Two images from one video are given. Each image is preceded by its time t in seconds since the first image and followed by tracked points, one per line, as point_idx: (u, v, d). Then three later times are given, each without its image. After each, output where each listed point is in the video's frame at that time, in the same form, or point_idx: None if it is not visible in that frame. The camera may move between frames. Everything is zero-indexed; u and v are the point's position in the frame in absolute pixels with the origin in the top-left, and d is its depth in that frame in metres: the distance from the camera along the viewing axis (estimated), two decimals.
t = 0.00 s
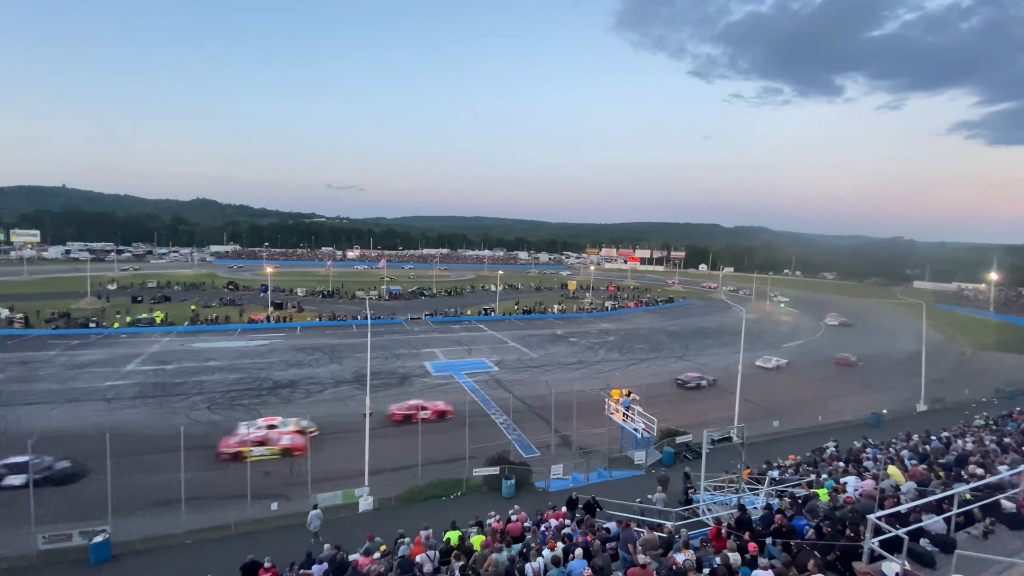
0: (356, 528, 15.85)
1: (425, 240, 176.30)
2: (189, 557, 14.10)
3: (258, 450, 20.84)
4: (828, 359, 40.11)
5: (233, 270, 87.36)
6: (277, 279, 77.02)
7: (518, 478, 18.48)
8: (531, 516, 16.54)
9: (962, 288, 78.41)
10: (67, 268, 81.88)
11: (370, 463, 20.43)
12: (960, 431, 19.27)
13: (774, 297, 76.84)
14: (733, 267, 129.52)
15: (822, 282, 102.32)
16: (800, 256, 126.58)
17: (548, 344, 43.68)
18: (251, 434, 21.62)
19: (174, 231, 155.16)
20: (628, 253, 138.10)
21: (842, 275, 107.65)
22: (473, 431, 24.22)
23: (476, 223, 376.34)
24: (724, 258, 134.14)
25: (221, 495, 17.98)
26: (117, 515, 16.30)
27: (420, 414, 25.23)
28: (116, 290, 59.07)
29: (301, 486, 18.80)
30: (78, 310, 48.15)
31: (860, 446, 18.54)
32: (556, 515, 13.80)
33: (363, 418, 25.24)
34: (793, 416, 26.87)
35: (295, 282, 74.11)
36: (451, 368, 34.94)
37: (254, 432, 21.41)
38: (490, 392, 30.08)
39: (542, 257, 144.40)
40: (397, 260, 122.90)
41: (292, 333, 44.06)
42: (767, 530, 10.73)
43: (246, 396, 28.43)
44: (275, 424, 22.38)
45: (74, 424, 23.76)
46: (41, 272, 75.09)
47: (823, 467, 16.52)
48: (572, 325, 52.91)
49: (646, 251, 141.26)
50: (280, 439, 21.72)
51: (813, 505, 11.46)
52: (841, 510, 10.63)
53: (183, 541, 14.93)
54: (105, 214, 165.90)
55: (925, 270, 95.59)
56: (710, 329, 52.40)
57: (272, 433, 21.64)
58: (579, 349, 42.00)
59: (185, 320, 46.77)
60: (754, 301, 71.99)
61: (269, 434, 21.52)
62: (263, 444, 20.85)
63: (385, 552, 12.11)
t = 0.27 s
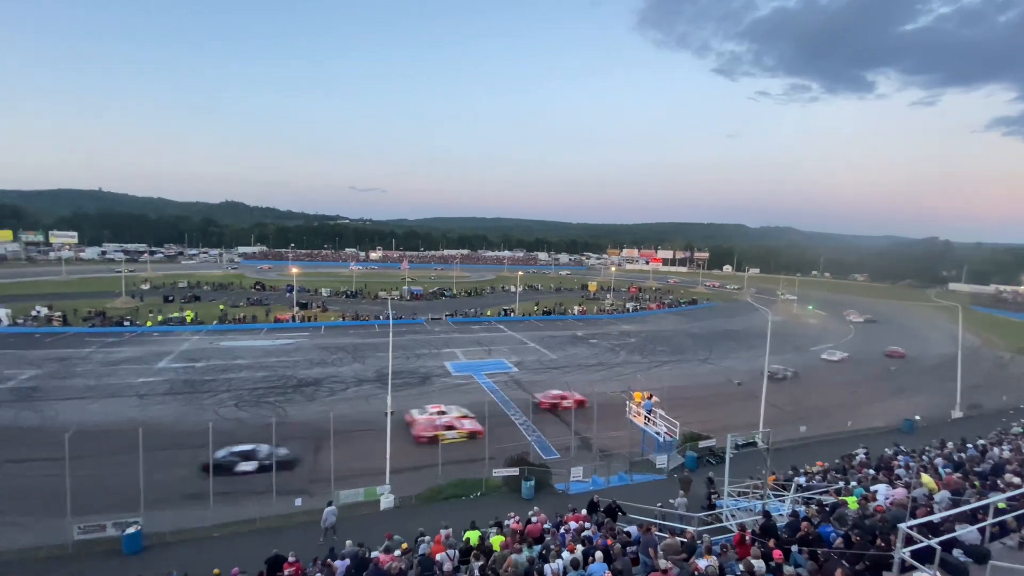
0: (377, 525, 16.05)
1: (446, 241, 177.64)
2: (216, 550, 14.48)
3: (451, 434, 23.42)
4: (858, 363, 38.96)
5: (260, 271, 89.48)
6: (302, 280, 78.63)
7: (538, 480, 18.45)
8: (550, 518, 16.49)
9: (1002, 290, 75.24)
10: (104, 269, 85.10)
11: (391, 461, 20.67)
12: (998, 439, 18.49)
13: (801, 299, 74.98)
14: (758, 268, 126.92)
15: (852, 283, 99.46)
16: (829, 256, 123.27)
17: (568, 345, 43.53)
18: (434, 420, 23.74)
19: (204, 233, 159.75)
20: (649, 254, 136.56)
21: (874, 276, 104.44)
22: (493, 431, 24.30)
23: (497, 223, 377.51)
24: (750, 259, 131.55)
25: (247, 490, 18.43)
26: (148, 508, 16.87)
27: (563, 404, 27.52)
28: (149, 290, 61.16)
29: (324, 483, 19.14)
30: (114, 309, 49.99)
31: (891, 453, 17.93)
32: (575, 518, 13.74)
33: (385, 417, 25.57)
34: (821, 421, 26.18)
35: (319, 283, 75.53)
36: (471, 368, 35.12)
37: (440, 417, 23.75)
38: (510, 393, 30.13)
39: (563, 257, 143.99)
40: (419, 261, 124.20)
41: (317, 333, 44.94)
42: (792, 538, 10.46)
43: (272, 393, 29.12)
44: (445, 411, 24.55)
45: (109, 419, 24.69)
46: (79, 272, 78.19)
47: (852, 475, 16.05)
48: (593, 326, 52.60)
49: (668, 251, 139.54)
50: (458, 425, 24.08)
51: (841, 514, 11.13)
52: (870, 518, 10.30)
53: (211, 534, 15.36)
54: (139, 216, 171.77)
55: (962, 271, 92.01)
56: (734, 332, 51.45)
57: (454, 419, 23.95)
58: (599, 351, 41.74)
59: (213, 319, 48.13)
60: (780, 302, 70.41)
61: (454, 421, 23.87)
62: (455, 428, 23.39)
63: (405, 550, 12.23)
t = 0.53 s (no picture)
0: (399, 522, 16.25)
1: (467, 241, 178.65)
2: (244, 543, 14.86)
3: (608, 421, 25.27)
4: (891, 366, 37.68)
5: (286, 271, 91.55)
6: (327, 279, 80.13)
7: (558, 481, 18.40)
8: (570, 520, 16.43)
9: None
10: (139, 269, 88.25)
11: (412, 460, 20.89)
12: None
13: (830, 300, 72.92)
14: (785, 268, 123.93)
15: (884, 284, 96.26)
16: (859, 256, 119.67)
17: (589, 345, 43.33)
18: (587, 409, 25.92)
19: (233, 233, 164.18)
20: (672, 254, 134.71)
21: (908, 277, 100.90)
22: (513, 431, 24.34)
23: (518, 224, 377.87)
24: (776, 259, 128.57)
25: (273, 486, 18.88)
26: (180, 500, 17.43)
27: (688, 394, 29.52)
28: (181, 289, 63.18)
29: (348, 479, 19.48)
30: (148, 308, 51.83)
31: (925, 460, 17.31)
32: (596, 520, 13.66)
33: (406, 415, 25.86)
34: (851, 426, 25.44)
35: (343, 283, 76.82)
36: (492, 368, 35.24)
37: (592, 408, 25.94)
38: (530, 393, 30.15)
39: (584, 257, 143.25)
40: (440, 261, 125.20)
41: (340, 331, 45.77)
42: (819, 545, 10.20)
43: (297, 391, 29.77)
44: (587, 403, 26.80)
45: (143, 414, 25.60)
46: (114, 272, 81.22)
47: (883, 482, 15.55)
48: (614, 327, 52.19)
49: (691, 251, 137.47)
50: (608, 416, 26.21)
51: (870, 522, 10.79)
52: (901, 527, 9.95)
53: (239, 527, 15.78)
54: (171, 218, 177.51)
55: (1002, 272, 88.21)
56: (759, 333, 50.41)
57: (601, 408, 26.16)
58: (620, 352, 41.42)
59: (241, 318, 49.43)
60: (807, 304, 68.64)
61: (608, 410, 26.08)
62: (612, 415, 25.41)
63: (426, 547, 12.38)
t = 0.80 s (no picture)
0: (420, 518, 16.41)
1: (488, 240, 179.03)
2: (270, 535, 15.23)
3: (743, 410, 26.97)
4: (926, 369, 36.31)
5: (311, 269, 93.41)
6: (350, 278, 81.41)
7: (578, 480, 18.31)
8: (591, 520, 16.33)
9: None
10: (171, 266, 91.19)
11: (433, 457, 21.06)
12: None
13: (862, 300, 70.64)
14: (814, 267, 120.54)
15: (920, 284, 92.74)
16: (893, 255, 115.56)
17: (610, 345, 42.98)
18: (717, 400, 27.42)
19: (260, 232, 168.12)
20: (696, 252, 132.45)
21: (945, 277, 96.97)
22: (534, 430, 24.31)
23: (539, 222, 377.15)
24: (805, 258, 125.18)
25: (299, 479, 19.29)
26: (210, 491, 17.96)
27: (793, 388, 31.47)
28: (211, 286, 65.08)
29: (370, 474, 19.77)
30: (180, 305, 53.54)
31: (963, 467, 16.61)
32: (617, 521, 13.54)
33: (427, 412, 26.11)
34: (883, 431, 24.61)
35: (366, 281, 77.88)
36: (512, 366, 35.26)
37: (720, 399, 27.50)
38: (551, 392, 30.06)
39: (605, 256, 142.01)
40: (461, 260, 125.94)
41: (364, 329, 46.47)
42: (848, 553, 9.89)
43: (321, 386, 30.36)
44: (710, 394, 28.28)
45: (175, 407, 26.47)
46: (149, 270, 84.14)
47: (916, 489, 14.98)
48: (636, 326, 51.63)
49: (716, 250, 134.90)
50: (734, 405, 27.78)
51: (903, 529, 10.42)
52: (936, 536, 9.57)
53: (265, 519, 16.16)
54: (202, 217, 182.94)
55: None
56: (786, 334, 49.19)
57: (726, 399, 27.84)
58: (642, 352, 40.99)
59: (268, 315, 50.62)
60: (838, 304, 66.66)
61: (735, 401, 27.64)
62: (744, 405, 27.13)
63: (446, 544, 12.46)
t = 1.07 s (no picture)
0: (441, 513, 16.54)
1: (509, 238, 179.13)
2: (295, 526, 15.56)
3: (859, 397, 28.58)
4: (965, 372, 34.86)
5: (336, 267, 95.05)
6: (374, 275, 82.53)
7: (599, 480, 18.18)
8: (612, 520, 16.20)
9: None
10: (203, 264, 93.99)
11: (454, 453, 21.19)
12: None
13: (896, 300, 68.21)
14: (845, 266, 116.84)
15: (959, 283, 89.00)
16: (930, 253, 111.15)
17: (632, 344, 42.53)
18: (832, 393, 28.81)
19: (287, 231, 171.78)
20: (722, 250, 129.72)
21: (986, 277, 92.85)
22: (554, 428, 24.23)
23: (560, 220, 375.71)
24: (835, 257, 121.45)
25: (323, 472, 19.66)
26: (239, 482, 18.45)
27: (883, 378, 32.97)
28: (240, 283, 66.83)
29: (392, 469, 20.01)
30: (210, 301, 55.12)
31: (1004, 475, 15.87)
32: (638, 521, 13.39)
33: (448, 409, 26.28)
34: (917, 435, 23.73)
35: (389, 278, 78.84)
36: (533, 364, 35.21)
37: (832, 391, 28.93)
38: (572, 390, 29.92)
39: (628, 254, 140.45)
40: (482, 258, 126.38)
41: (387, 325, 47.08)
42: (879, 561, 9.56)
43: (346, 382, 30.89)
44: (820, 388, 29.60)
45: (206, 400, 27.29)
46: (181, 267, 86.83)
47: (953, 496, 14.39)
48: (658, 326, 50.95)
49: (742, 248, 131.99)
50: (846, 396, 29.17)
51: (938, 538, 10.01)
52: (974, 546, 9.16)
53: (290, 510, 16.52)
54: (231, 216, 187.93)
55: None
56: (815, 335, 47.84)
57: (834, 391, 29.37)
58: (665, 351, 40.45)
59: (294, 311, 51.73)
60: (870, 304, 64.52)
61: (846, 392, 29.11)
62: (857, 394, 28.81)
63: (467, 540, 12.52)
